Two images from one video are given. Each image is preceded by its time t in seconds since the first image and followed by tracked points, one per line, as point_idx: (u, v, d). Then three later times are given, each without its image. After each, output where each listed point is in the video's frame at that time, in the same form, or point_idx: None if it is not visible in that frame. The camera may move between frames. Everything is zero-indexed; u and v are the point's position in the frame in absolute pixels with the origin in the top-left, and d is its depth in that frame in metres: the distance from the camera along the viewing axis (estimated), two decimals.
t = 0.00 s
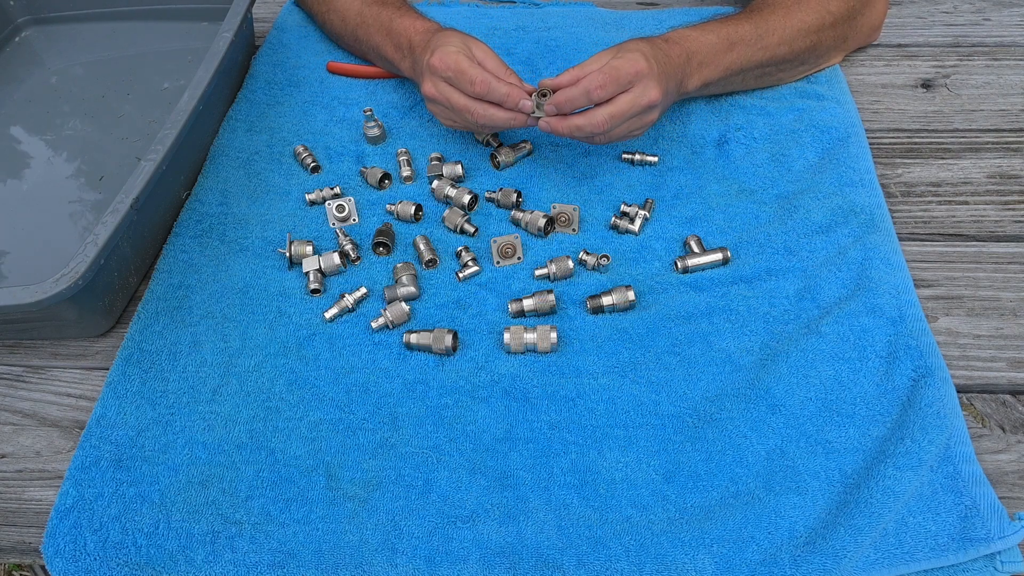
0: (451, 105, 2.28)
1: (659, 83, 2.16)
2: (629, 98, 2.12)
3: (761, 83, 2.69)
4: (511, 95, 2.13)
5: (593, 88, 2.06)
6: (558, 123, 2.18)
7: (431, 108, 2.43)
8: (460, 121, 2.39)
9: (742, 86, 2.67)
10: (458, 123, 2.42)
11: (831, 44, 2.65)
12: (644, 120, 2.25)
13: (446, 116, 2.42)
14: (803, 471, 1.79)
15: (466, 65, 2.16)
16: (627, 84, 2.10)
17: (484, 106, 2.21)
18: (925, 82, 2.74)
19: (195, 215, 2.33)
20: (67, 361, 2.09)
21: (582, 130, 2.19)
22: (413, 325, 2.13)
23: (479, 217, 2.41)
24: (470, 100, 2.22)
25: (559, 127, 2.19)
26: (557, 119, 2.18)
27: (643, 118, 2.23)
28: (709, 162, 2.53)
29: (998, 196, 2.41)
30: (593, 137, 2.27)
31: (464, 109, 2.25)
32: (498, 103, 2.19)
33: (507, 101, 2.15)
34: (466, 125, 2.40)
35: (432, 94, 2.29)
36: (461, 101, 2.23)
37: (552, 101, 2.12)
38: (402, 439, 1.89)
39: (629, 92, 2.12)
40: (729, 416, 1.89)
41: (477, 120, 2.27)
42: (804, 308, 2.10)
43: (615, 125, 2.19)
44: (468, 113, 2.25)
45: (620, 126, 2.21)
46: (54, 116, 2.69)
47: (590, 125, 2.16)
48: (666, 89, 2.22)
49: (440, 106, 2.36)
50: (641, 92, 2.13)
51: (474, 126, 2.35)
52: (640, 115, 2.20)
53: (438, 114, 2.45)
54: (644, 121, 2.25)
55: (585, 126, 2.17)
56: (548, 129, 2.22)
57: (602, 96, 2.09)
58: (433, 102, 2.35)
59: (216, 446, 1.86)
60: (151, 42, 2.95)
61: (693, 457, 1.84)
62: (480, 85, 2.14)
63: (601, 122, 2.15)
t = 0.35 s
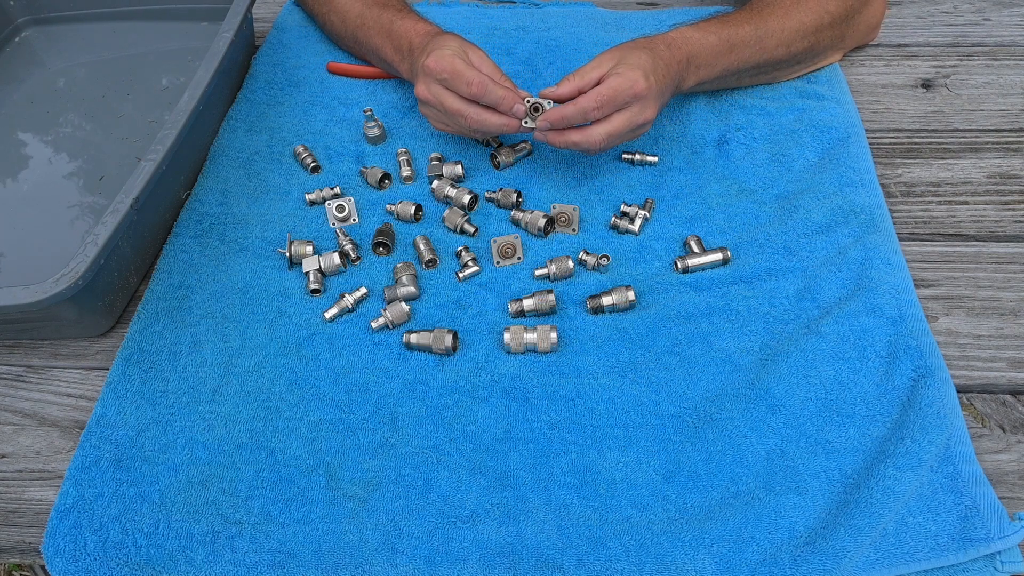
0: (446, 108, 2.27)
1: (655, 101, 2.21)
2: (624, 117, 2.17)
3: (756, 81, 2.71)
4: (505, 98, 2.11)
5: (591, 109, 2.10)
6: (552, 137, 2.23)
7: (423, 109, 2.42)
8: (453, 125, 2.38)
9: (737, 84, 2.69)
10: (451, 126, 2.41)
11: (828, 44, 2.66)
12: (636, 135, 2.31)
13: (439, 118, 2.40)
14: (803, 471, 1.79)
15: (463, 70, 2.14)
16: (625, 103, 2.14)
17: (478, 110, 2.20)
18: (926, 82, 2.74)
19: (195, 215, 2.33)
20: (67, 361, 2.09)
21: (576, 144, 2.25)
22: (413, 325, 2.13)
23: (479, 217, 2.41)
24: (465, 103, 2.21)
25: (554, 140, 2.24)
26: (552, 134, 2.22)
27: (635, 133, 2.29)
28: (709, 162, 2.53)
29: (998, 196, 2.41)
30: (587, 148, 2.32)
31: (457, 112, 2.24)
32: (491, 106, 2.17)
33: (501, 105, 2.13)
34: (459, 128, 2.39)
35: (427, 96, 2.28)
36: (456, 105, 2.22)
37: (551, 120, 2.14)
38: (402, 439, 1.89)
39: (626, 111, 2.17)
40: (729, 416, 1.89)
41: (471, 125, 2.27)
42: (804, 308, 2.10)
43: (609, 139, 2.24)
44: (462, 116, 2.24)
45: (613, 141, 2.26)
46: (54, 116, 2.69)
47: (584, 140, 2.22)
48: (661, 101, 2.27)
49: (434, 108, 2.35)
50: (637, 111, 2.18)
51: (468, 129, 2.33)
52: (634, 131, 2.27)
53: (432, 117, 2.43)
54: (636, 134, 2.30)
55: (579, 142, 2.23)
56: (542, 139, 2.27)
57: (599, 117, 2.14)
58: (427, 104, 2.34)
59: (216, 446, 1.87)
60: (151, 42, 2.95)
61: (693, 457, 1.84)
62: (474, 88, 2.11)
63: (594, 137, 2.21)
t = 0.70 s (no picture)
0: (446, 109, 2.28)
1: (659, 99, 2.22)
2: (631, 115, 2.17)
3: (757, 82, 2.71)
4: (501, 98, 2.12)
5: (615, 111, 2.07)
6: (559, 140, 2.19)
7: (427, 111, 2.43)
8: (453, 127, 2.39)
9: (738, 85, 2.69)
10: (452, 128, 2.42)
11: (828, 44, 2.66)
12: (637, 135, 2.32)
13: (442, 120, 2.41)
14: (803, 471, 1.79)
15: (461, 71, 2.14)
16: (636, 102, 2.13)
17: (477, 111, 2.20)
18: (925, 82, 2.74)
19: (195, 216, 2.33)
20: (67, 361, 2.09)
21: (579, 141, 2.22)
22: (413, 325, 2.13)
23: (479, 217, 2.41)
24: (463, 104, 2.22)
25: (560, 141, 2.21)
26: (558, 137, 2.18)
27: (637, 133, 2.29)
28: (709, 162, 2.53)
29: (998, 196, 2.41)
30: (590, 148, 2.31)
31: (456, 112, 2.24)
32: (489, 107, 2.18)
33: (498, 104, 2.14)
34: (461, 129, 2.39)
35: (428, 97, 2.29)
36: (455, 106, 2.23)
37: (574, 126, 2.08)
38: (402, 439, 1.89)
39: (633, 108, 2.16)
40: (729, 416, 1.89)
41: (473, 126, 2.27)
42: (804, 308, 2.10)
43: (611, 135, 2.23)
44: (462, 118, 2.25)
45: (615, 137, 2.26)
46: (53, 116, 2.69)
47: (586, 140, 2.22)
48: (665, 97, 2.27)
49: (435, 109, 2.36)
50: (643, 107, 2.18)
51: (468, 130, 2.34)
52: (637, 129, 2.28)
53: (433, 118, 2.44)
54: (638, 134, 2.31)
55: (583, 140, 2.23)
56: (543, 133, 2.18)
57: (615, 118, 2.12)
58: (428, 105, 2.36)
59: (216, 446, 1.86)
60: (151, 42, 2.95)
61: (693, 457, 1.84)
62: (469, 90, 2.13)
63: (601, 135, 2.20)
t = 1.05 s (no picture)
0: (447, 96, 2.28)
1: (649, 53, 2.16)
2: (618, 61, 2.10)
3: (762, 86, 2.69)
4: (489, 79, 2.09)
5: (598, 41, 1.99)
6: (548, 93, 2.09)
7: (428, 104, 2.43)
8: (456, 114, 2.37)
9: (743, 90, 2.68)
10: (456, 118, 2.40)
11: (830, 44, 2.65)
12: (636, 90, 2.16)
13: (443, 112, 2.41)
14: (803, 471, 1.79)
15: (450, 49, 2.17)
16: (620, 45, 2.07)
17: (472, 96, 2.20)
18: (925, 82, 2.74)
19: (195, 216, 2.33)
20: (67, 361, 2.09)
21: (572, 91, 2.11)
22: (413, 325, 2.13)
23: (479, 217, 2.41)
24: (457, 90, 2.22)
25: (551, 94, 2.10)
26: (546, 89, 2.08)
27: (635, 85, 2.15)
28: (709, 162, 2.53)
29: (998, 196, 2.41)
30: (589, 104, 2.15)
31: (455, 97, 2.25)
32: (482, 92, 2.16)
33: (490, 88, 2.11)
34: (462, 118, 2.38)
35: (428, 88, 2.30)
36: (454, 93, 2.24)
37: (556, 51, 1.96)
38: (402, 439, 1.89)
39: (619, 55, 2.11)
40: (729, 416, 1.89)
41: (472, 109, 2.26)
42: (804, 308, 2.10)
43: (602, 81, 2.11)
44: (462, 101, 2.24)
45: (609, 84, 2.12)
46: (53, 116, 2.69)
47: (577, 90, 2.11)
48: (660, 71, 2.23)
49: (436, 101, 2.36)
50: (632, 57, 2.11)
51: (468, 115, 2.33)
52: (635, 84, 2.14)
53: (435, 111, 2.43)
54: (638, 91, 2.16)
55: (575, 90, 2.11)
56: (537, 101, 2.07)
57: (597, 53, 2.04)
58: (429, 97, 2.35)
59: (216, 445, 1.86)
60: (151, 42, 2.95)
61: (693, 457, 1.84)
62: (460, 72, 2.12)
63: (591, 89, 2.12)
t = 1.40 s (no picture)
0: (453, 87, 2.27)
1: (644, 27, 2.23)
2: (616, 31, 2.15)
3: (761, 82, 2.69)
4: (497, 68, 2.09)
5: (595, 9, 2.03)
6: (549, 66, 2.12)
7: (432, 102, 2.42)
8: (462, 106, 2.36)
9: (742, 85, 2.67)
10: (461, 111, 2.40)
11: (831, 40, 2.65)
12: (636, 59, 2.18)
13: (449, 107, 2.41)
14: (803, 471, 1.79)
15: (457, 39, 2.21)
16: (616, 14, 2.13)
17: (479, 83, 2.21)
18: (925, 82, 2.74)
19: (195, 215, 2.33)
20: (67, 361, 2.09)
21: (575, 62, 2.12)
22: (413, 325, 2.13)
23: (479, 217, 2.41)
24: (462, 79, 2.22)
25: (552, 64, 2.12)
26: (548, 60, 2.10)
27: (634, 54, 2.18)
28: (709, 161, 2.53)
29: (998, 196, 2.41)
30: (591, 74, 2.14)
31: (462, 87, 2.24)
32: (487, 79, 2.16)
33: (496, 75, 2.10)
34: (467, 109, 2.37)
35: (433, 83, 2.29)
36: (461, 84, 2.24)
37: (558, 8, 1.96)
38: (402, 439, 1.89)
39: (615, 26, 2.16)
40: (729, 416, 1.89)
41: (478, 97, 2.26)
42: (804, 308, 2.10)
43: (601, 49, 2.14)
44: (469, 91, 2.24)
45: (608, 52, 2.14)
46: (53, 116, 2.69)
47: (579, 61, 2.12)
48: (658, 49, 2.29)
49: (441, 96, 2.35)
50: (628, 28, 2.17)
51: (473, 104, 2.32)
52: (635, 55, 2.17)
53: (440, 106, 2.43)
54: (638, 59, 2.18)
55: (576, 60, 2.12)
56: (540, 82, 2.15)
57: (594, 19, 2.08)
58: (433, 91, 2.34)
59: (216, 445, 1.87)
60: (151, 42, 2.95)
61: (693, 457, 1.84)
62: (467, 60, 2.12)
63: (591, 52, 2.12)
